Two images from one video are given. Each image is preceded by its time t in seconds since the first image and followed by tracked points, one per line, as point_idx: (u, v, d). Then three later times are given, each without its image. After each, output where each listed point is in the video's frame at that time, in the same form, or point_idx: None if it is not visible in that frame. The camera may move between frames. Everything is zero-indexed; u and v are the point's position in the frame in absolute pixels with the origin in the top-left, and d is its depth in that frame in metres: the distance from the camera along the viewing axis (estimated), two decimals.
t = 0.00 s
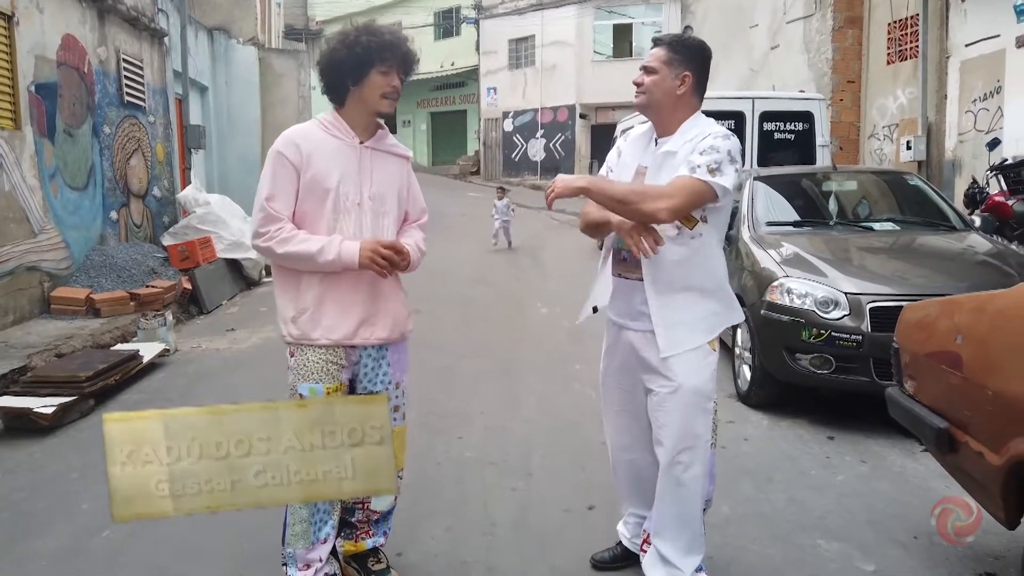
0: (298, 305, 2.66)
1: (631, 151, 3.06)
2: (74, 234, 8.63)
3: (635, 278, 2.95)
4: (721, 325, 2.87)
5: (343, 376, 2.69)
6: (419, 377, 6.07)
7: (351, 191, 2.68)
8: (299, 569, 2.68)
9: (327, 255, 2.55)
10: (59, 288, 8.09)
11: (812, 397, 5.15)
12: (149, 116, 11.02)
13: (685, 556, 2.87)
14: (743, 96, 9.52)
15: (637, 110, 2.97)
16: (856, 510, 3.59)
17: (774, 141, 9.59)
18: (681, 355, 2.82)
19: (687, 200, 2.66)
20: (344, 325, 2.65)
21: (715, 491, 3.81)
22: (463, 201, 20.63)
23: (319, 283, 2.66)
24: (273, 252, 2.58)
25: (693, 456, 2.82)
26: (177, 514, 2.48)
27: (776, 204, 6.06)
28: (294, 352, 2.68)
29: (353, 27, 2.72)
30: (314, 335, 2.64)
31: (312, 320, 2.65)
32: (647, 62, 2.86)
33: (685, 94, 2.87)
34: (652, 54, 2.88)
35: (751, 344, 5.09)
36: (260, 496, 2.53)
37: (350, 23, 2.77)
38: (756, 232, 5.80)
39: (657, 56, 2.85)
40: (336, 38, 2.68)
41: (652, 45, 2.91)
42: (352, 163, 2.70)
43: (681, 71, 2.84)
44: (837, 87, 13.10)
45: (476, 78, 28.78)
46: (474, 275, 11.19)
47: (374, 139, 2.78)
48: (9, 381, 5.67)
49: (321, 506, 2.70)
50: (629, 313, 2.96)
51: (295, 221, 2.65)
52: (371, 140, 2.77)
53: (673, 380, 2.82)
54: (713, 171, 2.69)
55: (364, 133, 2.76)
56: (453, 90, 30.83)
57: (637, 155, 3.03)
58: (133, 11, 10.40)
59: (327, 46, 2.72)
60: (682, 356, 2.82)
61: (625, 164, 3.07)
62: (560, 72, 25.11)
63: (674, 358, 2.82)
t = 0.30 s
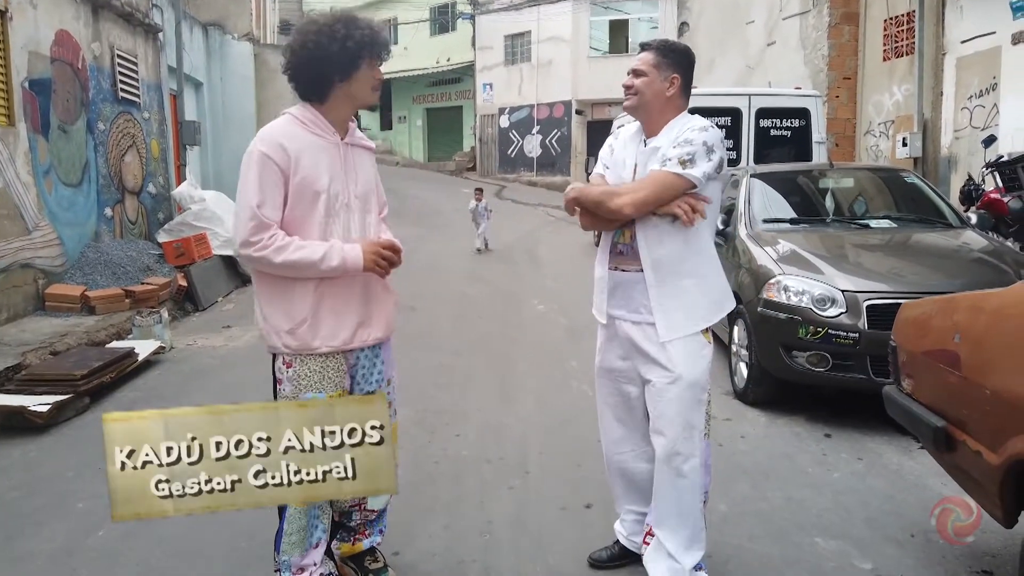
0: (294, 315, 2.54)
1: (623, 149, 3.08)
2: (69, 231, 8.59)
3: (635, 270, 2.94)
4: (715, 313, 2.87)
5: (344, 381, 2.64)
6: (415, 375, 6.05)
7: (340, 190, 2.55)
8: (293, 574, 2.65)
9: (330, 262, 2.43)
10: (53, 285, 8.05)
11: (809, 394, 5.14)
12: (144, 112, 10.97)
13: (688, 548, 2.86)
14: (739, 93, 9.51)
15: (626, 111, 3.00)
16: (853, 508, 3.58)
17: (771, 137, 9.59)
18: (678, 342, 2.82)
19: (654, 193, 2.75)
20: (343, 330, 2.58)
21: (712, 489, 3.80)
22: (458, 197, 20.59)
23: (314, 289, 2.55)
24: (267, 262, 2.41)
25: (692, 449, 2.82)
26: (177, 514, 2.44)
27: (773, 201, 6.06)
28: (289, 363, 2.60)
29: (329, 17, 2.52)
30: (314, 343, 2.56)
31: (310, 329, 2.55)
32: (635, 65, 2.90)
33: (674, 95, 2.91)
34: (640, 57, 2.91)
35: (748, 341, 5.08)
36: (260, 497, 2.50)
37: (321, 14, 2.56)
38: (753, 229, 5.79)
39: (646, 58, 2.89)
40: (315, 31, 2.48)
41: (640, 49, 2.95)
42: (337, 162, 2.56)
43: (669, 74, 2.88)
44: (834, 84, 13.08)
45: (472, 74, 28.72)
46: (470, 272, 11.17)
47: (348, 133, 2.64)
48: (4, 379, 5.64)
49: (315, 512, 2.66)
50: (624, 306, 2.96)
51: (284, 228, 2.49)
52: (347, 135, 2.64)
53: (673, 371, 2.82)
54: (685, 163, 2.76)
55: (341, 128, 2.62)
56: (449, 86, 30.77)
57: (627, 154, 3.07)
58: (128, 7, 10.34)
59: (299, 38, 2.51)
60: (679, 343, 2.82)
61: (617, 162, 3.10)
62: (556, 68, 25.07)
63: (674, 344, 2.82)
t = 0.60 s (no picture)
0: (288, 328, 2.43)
1: (619, 150, 3.05)
2: (62, 228, 8.53)
3: (630, 268, 2.92)
4: (711, 310, 2.85)
5: (336, 382, 2.59)
6: (410, 373, 6.02)
7: (325, 193, 2.46)
8: None
9: (336, 270, 2.35)
10: (46, 282, 8.01)
11: (806, 393, 5.12)
12: (137, 107, 10.89)
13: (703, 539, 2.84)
14: (735, 89, 9.48)
15: (621, 109, 2.97)
16: (851, 508, 3.56)
17: (767, 133, 9.57)
18: (671, 338, 2.79)
19: (657, 200, 2.74)
20: (335, 336, 2.54)
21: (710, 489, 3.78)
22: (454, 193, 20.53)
23: (305, 297, 2.47)
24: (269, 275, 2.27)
25: (696, 445, 2.79)
26: (177, 514, 2.38)
27: (770, 198, 6.03)
28: (282, 373, 2.50)
29: (303, 13, 2.35)
30: (308, 352, 2.49)
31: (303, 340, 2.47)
32: (630, 62, 2.87)
33: (669, 93, 2.88)
34: (635, 56, 2.88)
35: (745, 339, 5.06)
36: (259, 497, 2.43)
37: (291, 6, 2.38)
38: (751, 226, 5.76)
39: (641, 56, 2.86)
40: (292, 28, 2.33)
41: (634, 48, 2.93)
42: (320, 163, 2.45)
43: (664, 71, 2.86)
44: (830, 80, 13.03)
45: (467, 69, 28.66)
46: (466, 269, 11.14)
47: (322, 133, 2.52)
48: None
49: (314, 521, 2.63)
50: (617, 303, 2.95)
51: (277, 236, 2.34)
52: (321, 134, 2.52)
53: (664, 367, 2.79)
54: (687, 166, 2.75)
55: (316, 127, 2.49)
56: (445, 81, 30.70)
57: (624, 154, 3.04)
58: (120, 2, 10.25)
59: (272, 36, 2.34)
60: (672, 338, 2.79)
61: (613, 162, 3.06)
62: (552, 64, 25.02)
63: (668, 341, 2.79)
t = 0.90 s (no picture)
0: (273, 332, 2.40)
1: (618, 147, 3.00)
2: (53, 224, 8.45)
3: (625, 267, 2.85)
4: (708, 313, 2.79)
5: (319, 386, 2.53)
6: (403, 372, 5.95)
7: (301, 190, 2.48)
8: None
9: (326, 265, 2.36)
10: (38, 279, 7.93)
11: (805, 392, 5.05)
12: (130, 102, 10.79)
13: (702, 546, 2.78)
14: (733, 84, 9.41)
15: (622, 103, 2.91)
16: (850, 511, 3.50)
17: (765, 128, 9.50)
18: (668, 341, 2.73)
19: (656, 198, 2.67)
20: (320, 339, 2.48)
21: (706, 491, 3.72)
22: (451, 189, 20.43)
23: (287, 302, 2.42)
24: (255, 276, 2.27)
25: (701, 450, 2.75)
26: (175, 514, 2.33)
27: (768, 194, 5.96)
28: (264, 379, 2.43)
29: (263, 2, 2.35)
30: (291, 359, 2.43)
31: (289, 344, 2.42)
32: (633, 55, 2.80)
33: (672, 87, 2.81)
34: (637, 48, 2.81)
35: (743, 337, 4.99)
36: (260, 497, 2.39)
37: None
38: (749, 223, 5.69)
39: (643, 49, 2.79)
40: (251, 19, 2.33)
41: (638, 40, 2.85)
42: (294, 160, 2.48)
43: (667, 65, 2.78)
44: (829, 74, 12.93)
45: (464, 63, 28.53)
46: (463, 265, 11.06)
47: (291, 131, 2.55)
48: None
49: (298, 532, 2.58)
50: (613, 304, 2.89)
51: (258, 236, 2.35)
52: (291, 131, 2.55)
53: (662, 372, 2.73)
54: (688, 164, 2.69)
55: (284, 121, 2.51)
56: (442, 76, 30.58)
57: (624, 151, 2.98)
58: None
59: (232, 29, 2.34)
60: (668, 342, 2.73)
61: (613, 160, 3.00)
62: (549, 58, 24.90)
63: (663, 345, 2.73)
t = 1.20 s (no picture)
0: (244, 340, 2.34)
1: (614, 147, 2.93)
2: (45, 222, 8.36)
3: (614, 271, 2.79)
4: (699, 321, 2.74)
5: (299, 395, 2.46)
6: (397, 373, 5.87)
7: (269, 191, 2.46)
8: None
9: (297, 260, 2.31)
10: (29, 278, 7.86)
11: (805, 394, 4.96)
12: (123, 98, 10.68)
13: (698, 560, 2.74)
14: (733, 79, 9.30)
15: (620, 101, 2.82)
16: (851, 520, 3.41)
17: (765, 124, 9.40)
18: (658, 350, 2.68)
19: (652, 199, 2.59)
20: (297, 349, 2.41)
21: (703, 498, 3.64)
22: (450, 184, 20.34)
23: (260, 309, 2.35)
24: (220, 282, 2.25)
25: (693, 463, 2.70)
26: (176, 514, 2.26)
27: (768, 191, 5.86)
28: (238, 392, 2.40)
29: None
30: (265, 370, 2.37)
31: (262, 353, 2.36)
32: (631, 52, 2.69)
33: (672, 85, 2.71)
34: (637, 44, 2.71)
35: (742, 338, 4.91)
36: (260, 498, 2.32)
37: None
38: (748, 222, 5.60)
39: (642, 46, 2.69)
40: (214, 11, 2.32)
41: (637, 36, 2.75)
42: (259, 161, 2.46)
43: (667, 62, 2.68)
44: (829, 69, 12.81)
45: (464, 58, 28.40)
46: (461, 262, 10.97)
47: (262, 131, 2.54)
48: None
49: (279, 545, 2.49)
50: (602, 309, 2.81)
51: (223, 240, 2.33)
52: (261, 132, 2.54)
53: (652, 383, 2.69)
54: (685, 165, 2.61)
55: (251, 120, 2.51)
56: (441, 71, 30.46)
57: (620, 150, 2.89)
58: None
59: (196, 20, 2.35)
60: (657, 351, 2.68)
61: (608, 160, 2.92)
62: (549, 52, 24.77)
63: (650, 353, 2.68)
